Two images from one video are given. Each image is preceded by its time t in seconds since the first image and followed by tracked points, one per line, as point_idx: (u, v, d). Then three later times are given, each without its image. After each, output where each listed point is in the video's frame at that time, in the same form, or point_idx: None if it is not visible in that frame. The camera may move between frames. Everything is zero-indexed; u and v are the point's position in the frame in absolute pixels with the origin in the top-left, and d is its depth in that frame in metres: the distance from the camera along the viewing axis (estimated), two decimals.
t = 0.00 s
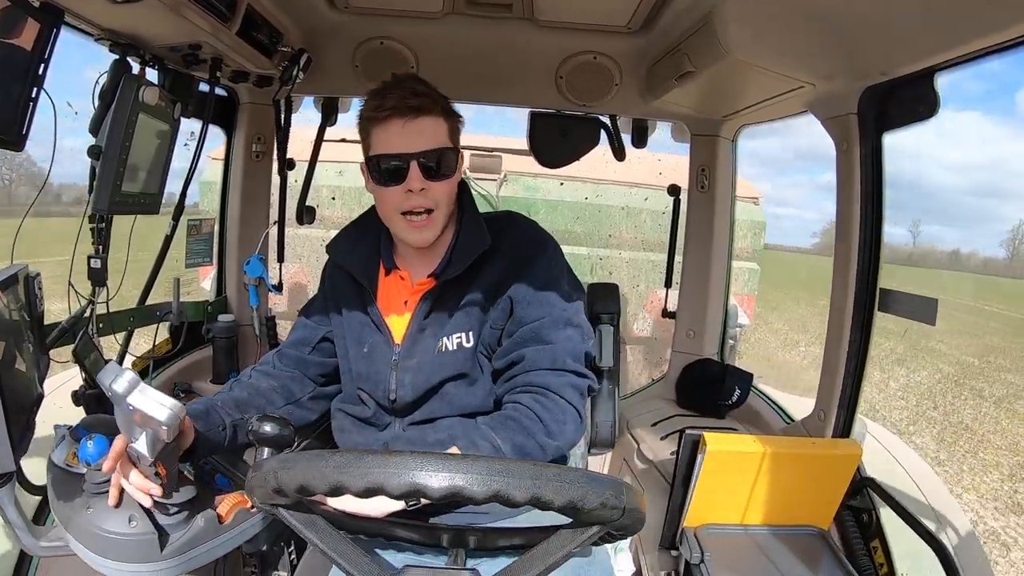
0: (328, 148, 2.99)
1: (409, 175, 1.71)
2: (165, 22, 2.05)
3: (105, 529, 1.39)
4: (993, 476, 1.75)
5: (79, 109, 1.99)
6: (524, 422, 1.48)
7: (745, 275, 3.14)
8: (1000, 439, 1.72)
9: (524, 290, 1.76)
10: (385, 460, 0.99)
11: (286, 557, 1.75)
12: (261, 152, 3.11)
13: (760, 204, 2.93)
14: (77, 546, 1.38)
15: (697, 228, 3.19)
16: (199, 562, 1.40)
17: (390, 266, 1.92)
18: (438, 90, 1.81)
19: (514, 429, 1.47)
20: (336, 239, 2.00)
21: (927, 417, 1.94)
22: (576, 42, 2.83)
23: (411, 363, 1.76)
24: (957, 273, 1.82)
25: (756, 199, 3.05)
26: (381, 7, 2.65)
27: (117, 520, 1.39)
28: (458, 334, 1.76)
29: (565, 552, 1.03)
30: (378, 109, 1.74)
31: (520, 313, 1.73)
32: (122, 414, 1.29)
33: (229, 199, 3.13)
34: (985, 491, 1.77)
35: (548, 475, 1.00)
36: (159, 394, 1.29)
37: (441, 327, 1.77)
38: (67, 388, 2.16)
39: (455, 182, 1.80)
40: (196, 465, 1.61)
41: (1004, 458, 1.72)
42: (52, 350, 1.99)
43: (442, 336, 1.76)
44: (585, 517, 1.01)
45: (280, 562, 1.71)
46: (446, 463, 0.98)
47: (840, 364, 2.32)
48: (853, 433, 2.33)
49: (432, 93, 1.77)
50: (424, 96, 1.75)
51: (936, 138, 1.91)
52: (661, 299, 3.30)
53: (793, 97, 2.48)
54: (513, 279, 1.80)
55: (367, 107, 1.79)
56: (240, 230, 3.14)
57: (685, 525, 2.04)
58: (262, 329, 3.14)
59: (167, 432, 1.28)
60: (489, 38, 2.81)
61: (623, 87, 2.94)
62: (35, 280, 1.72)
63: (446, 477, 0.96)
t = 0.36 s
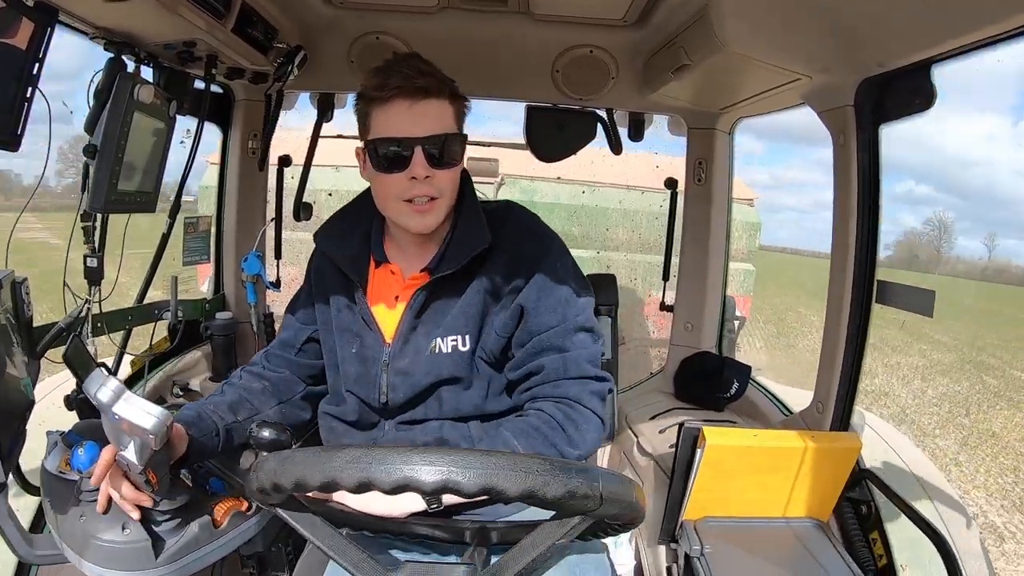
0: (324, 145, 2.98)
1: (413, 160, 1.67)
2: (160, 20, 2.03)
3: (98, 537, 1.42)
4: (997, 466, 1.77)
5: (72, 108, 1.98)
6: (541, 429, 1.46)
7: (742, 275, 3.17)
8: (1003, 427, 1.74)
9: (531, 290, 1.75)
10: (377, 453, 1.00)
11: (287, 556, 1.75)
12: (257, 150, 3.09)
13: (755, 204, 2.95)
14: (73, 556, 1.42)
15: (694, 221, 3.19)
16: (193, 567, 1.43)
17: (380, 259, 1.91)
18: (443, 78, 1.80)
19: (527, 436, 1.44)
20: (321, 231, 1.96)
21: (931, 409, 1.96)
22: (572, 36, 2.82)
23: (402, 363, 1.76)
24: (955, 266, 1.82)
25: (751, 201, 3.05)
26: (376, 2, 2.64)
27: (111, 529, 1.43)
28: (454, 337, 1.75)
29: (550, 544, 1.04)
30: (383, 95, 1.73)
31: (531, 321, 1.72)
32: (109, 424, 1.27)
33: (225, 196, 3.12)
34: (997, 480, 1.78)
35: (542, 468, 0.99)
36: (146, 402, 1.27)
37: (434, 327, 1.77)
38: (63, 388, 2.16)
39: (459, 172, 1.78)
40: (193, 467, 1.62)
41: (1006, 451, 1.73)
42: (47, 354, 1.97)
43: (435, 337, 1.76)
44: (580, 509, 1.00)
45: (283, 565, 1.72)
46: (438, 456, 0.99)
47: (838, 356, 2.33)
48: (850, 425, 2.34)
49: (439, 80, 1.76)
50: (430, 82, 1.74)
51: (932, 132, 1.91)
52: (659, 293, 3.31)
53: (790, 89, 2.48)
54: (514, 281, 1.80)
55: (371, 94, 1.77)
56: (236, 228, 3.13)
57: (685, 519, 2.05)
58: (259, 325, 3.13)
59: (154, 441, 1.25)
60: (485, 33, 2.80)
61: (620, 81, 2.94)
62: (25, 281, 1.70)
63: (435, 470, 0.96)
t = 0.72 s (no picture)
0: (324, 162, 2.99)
1: (400, 198, 1.59)
2: (160, 39, 2.05)
3: (102, 550, 1.41)
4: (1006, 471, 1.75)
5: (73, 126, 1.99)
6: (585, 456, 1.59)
7: (743, 285, 3.17)
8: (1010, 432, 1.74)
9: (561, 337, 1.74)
10: (367, 470, 0.99)
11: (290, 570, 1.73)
12: (258, 167, 3.12)
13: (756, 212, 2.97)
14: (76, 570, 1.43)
15: (694, 233, 3.20)
16: None
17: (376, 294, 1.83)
18: (437, 94, 1.70)
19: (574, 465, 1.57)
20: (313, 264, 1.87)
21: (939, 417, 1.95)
22: (569, 50, 2.84)
23: (400, 406, 1.72)
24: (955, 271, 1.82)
25: (751, 211, 3.07)
26: (374, 20, 2.66)
27: (111, 542, 1.42)
28: (465, 385, 1.72)
29: (503, 560, 0.98)
30: (367, 123, 1.66)
31: (572, 371, 1.71)
32: (109, 438, 1.26)
33: (226, 214, 3.14)
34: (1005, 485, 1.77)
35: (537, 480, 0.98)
36: (145, 414, 1.25)
37: (439, 371, 1.72)
38: (64, 407, 2.15)
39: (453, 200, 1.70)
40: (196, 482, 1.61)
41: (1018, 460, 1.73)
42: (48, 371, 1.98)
43: (441, 382, 1.72)
44: (575, 519, 0.98)
45: None
46: (429, 471, 0.98)
47: (841, 366, 2.32)
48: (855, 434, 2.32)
49: (428, 101, 1.66)
50: (420, 105, 1.65)
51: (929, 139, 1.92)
52: (661, 305, 3.30)
53: (787, 99, 2.49)
54: (538, 330, 1.77)
55: (355, 121, 1.69)
56: (237, 245, 3.14)
57: (690, 531, 1.99)
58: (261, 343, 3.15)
59: (155, 454, 1.24)
60: (482, 48, 2.82)
61: (617, 94, 2.96)
62: (26, 299, 1.70)
63: (426, 485, 0.96)
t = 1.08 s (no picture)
0: (329, 155, 2.99)
1: (425, 212, 1.50)
2: (169, 28, 2.06)
3: (98, 538, 1.39)
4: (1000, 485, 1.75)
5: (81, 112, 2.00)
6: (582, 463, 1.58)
7: (746, 286, 3.16)
8: (1006, 446, 1.74)
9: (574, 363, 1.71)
10: (357, 463, 0.99)
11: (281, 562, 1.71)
12: (263, 158, 3.12)
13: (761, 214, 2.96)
14: (71, 557, 1.37)
15: (697, 237, 3.19)
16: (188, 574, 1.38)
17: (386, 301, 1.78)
18: (472, 101, 1.60)
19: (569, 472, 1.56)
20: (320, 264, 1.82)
21: (937, 429, 1.95)
22: (577, 51, 2.84)
23: (408, 414, 1.70)
24: (957, 284, 1.82)
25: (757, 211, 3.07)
26: (383, 14, 2.66)
27: (110, 531, 1.40)
28: (475, 398, 1.71)
29: (490, 557, 0.97)
30: (396, 126, 1.55)
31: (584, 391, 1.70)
32: (113, 426, 1.27)
33: (230, 203, 3.14)
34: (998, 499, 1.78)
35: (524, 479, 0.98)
36: (148, 404, 1.26)
37: (448, 383, 1.70)
38: (63, 391, 2.16)
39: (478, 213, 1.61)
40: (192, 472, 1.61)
41: (1009, 471, 1.73)
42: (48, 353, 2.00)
43: (449, 393, 1.70)
44: (561, 518, 0.98)
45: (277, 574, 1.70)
46: (416, 466, 0.98)
47: (840, 374, 2.32)
48: (852, 443, 2.32)
49: (463, 109, 1.56)
50: (455, 112, 1.54)
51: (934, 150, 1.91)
52: (662, 308, 3.30)
53: (794, 107, 2.49)
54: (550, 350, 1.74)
55: (384, 121, 1.57)
56: (241, 235, 3.14)
57: (685, 535, 1.99)
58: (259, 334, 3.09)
59: (158, 443, 1.25)
60: (490, 46, 2.82)
61: (624, 96, 2.95)
62: (28, 282, 1.70)
63: (410, 480, 0.96)
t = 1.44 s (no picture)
0: (337, 146, 3.00)
1: (486, 204, 1.49)
2: (178, 17, 2.05)
3: (102, 526, 1.39)
4: (1004, 485, 1.74)
5: (89, 101, 2.00)
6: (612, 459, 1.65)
7: (751, 286, 3.17)
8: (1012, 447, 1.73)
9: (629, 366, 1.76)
10: (367, 451, 0.99)
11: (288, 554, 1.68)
12: (271, 148, 3.11)
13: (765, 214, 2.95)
14: (79, 544, 1.41)
15: (705, 232, 3.18)
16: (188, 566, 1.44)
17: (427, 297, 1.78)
18: (536, 95, 1.59)
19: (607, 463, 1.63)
20: (356, 259, 1.79)
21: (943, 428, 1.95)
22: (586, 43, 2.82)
23: (451, 414, 1.69)
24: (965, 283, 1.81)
25: (760, 212, 3.05)
26: (392, 5, 2.65)
27: (117, 520, 1.40)
28: (521, 398, 1.70)
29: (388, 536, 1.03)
30: (463, 112, 1.53)
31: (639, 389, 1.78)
32: (113, 425, 1.30)
33: (238, 193, 3.15)
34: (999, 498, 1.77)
35: (529, 472, 0.99)
36: (147, 405, 1.28)
37: (496, 382, 1.69)
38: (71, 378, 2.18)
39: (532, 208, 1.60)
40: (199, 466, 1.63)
41: (1011, 470, 1.73)
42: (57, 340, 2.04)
43: (498, 394, 1.69)
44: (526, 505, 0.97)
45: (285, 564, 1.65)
46: (423, 456, 0.98)
47: (845, 372, 2.31)
48: (856, 441, 2.31)
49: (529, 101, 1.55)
50: (521, 103, 1.53)
51: (945, 149, 1.90)
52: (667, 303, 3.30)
53: (804, 102, 2.47)
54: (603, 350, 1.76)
55: (449, 107, 1.55)
56: (248, 225, 3.15)
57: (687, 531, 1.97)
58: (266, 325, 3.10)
59: (157, 443, 1.28)
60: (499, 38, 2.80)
61: (634, 90, 2.94)
62: (36, 271, 1.71)
63: (418, 470, 0.96)
